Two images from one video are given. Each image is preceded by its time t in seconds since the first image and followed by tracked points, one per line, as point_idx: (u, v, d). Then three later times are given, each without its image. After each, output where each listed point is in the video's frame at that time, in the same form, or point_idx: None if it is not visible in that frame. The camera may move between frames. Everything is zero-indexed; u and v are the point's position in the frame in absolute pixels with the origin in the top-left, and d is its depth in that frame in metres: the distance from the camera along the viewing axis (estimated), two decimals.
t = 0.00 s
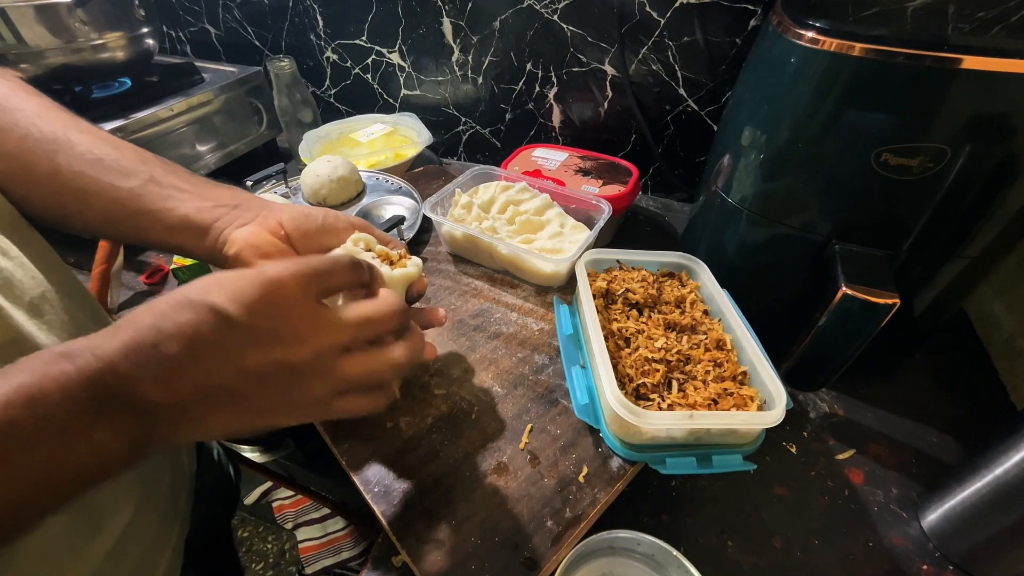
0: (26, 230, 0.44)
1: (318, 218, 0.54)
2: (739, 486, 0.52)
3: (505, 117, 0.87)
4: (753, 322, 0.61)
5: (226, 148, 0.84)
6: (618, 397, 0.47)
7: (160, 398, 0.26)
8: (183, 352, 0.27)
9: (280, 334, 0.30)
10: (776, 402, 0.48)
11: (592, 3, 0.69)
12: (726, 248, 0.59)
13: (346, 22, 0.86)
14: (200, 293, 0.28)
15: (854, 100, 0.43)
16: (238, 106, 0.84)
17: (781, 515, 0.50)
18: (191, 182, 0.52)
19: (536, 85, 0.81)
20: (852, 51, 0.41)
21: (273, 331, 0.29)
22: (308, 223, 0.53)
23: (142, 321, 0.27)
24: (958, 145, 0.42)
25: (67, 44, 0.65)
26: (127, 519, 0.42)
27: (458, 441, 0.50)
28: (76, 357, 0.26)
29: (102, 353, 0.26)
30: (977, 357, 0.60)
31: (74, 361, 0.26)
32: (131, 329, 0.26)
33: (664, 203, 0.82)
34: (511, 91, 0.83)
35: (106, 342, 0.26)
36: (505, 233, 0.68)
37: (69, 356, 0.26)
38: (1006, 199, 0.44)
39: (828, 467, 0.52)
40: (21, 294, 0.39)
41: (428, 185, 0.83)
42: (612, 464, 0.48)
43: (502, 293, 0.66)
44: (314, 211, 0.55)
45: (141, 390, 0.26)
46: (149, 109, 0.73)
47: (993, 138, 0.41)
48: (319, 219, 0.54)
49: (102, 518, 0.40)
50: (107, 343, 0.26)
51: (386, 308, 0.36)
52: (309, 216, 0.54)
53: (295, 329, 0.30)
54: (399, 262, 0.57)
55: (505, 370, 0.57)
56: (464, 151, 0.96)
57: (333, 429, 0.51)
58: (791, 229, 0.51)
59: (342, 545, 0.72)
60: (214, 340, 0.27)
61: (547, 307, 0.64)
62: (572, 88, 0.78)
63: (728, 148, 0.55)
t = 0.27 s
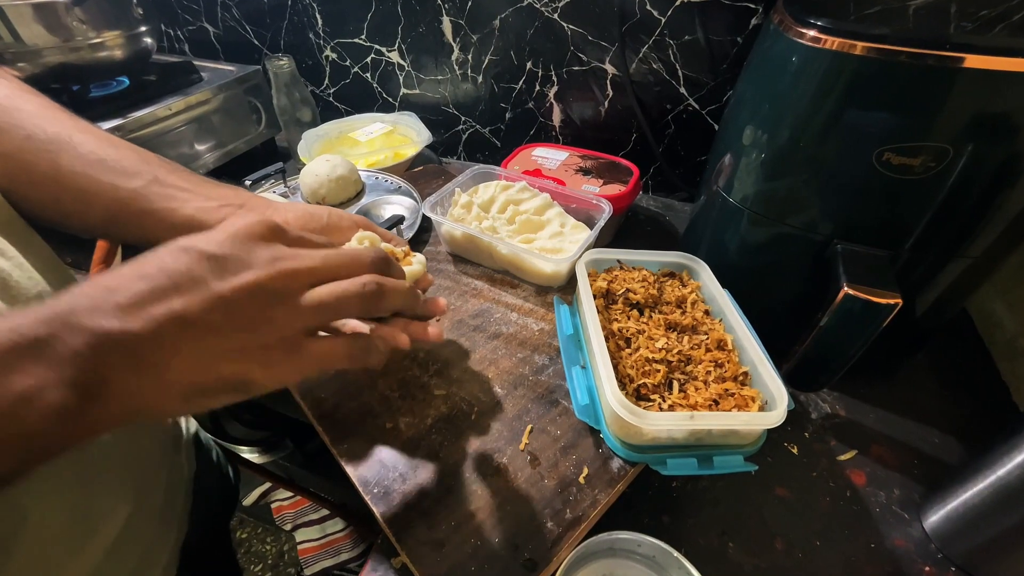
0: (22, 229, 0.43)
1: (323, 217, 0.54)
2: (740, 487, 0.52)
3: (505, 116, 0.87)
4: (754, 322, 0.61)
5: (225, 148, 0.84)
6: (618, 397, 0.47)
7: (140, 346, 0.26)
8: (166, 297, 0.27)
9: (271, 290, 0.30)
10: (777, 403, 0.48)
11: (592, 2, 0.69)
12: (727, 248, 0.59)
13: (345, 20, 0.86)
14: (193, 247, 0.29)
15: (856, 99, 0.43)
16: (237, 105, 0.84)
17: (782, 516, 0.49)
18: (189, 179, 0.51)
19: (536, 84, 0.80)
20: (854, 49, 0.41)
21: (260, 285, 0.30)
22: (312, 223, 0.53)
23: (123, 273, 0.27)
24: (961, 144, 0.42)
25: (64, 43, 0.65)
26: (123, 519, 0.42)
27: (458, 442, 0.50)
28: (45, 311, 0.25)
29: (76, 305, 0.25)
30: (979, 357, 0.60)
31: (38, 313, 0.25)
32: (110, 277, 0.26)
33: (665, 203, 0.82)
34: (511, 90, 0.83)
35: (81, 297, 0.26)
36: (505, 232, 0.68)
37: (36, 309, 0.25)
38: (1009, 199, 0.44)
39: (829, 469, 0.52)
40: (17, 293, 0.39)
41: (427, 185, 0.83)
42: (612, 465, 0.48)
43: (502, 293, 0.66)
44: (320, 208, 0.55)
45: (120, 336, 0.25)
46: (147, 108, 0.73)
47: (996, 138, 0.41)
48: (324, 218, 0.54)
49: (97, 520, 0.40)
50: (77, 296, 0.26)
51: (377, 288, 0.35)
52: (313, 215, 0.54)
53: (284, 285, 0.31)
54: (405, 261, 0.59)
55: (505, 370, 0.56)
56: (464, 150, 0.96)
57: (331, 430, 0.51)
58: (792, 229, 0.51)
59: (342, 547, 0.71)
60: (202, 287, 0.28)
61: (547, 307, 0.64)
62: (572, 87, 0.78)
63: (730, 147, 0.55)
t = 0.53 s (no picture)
0: (19, 227, 0.43)
1: (313, 211, 0.53)
2: (740, 489, 0.51)
3: (505, 115, 0.86)
4: (755, 322, 0.60)
5: (223, 147, 0.84)
6: (619, 397, 0.46)
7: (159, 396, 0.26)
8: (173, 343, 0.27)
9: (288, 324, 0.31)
10: (779, 404, 0.47)
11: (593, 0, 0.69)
12: (728, 249, 0.59)
13: (344, 19, 0.86)
14: (210, 287, 0.29)
15: (858, 99, 0.43)
16: (236, 104, 0.84)
17: (783, 517, 0.49)
18: (188, 176, 0.50)
19: (536, 83, 0.80)
20: (855, 48, 0.41)
21: (279, 316, 0.30)
22: (304, 218, 0.52)
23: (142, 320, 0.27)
24: (963, 143, 0.41)
25: (62, 42, 0.65)
26: (118, 520, 0.42)
27: (457, 442, 0.49)
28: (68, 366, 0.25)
29: (100, 354, 0.25)
30: (983, 357, 0.60)
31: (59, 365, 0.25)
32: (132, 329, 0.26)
33: (666, 202, 0.81)
34: (511, 89, 0.83)
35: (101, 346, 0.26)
36: (505, 232, 0.67)
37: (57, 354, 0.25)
38: (1011, 198, 0.43)
39: (831, 469, 0.52)
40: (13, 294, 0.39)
41: (426, 184, 0.82)
42: (613, 466, 0.48)
43: (502, 293, 0.66)
44: (312, 202, 0.54)
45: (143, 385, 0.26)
46: (145, 107, 0.72)
47: (998, 137, 0.41)
48: (315, 212, 0.53)
49: (93, 522, 0.40)
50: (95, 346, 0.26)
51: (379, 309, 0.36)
52: (304, 208, 0.53)
53: (300, 313, 0.31)
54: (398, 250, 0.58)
55: (505, 370, 0.56)
56: (464, 149, 0.95)
57: (330, 431, 0.50)
58: (794, 229, 0.51)
59: (341, 548, 0.71)
60: (231, 328, 0.28)
61: (547, 307, 0.63)
62: (572, 86, 0.78)
63: (731, 147, 0.55)
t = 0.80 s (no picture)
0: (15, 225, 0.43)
1: (308, 210, 0.53)
2: (741, 490, 0.51)
3: (505, 114, 0.86)
4: (756, 322, 0.60)
5: (222, 146, 0.83)
6: (619, 398, 0.46)
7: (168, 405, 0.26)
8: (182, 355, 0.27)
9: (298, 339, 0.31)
10: (780, 405, 0.47)
11: None
12: (729, 249, 0.58)
13: (343, 18, 0.86)
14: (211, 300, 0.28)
15: (860, 98, 0.43)
16: (234, 103, 0.84)
17: (785, 518, 0.49)
18: (185, 175, 0.50)
19: (536, 82, 0.80)
20: (857, 47, 0.41)
21: (288, 331, 0.30)
22: (299, 218, 0.52)
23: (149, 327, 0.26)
24: (965, 143, 0.41)
25: (60, 40, 0.65)
26: (115, 523, 0.42)
27: (457, 443, 0.49)
28: (75, 377, 0.25)
29: (96, 357, 0.25)
30: (984, 357, 0.59)
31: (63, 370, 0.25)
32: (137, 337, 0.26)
33: (667, 202, 0.81)
34: (511, 88, 0.82)
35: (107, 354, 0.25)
36: (505, 232, 0.67)
37: (59, 358, 0.25)
38: (1014, 198, 0.43)
39: (832, 470, 0.52)
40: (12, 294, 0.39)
41: (426, 184, 0.82)
42: (614, 467, 0.47)
43: (502, 293, 0.66)
44: (306, 200, 0.54)
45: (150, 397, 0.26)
46: (144, 106, 0.72)
47: (1001, 136, 0.40)
48: (310, 211, 0.53)
49: (89, 524, 0.39)
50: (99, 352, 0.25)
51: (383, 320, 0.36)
52: (299, 208, 0.53)
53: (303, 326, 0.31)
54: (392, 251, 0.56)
55: (504, 370, 0.56)
56: (463, 149, 0.95)
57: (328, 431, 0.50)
58: (795, 228, 0.51)
59: (340, 549, 0.71)
60: (233, 341, 0.28)
61: (547, 308, 0.63)
62: (573, 85, 0.77)
63: (732, 146, 0.55)
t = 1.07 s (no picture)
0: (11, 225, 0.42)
1: (303, 214, 0.52)
2: (742, 491, 0.51)
3: (505, 113, 0.86)
4: (757, 323, 0.60)
5: (221, 146, 0.83)
6: (620, 398, 0.46)
7: (165, 404, 0.26)
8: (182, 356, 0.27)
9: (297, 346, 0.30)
10: (782, 405, 0.47)
11: None
12: (730, 248, 0.58)
13: (343, 16, 0.85)
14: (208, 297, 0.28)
15: (861, 98, 0.42)
16: (233, 103, 0.83)
17: (786, 519, 0.49)
18: (183, 173, 0.50)
19: (536, 81, 0.80)
20: (859, 46, 0.41)
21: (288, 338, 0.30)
22: (295, 222, 0.52)
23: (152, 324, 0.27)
24: (967, 142, 0.41)
25: (58, 39, 0.64)
26: (113, 525, 0.41)
27: (457, 444, 0.49)
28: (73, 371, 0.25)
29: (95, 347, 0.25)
30: (986, 357, 0.59)
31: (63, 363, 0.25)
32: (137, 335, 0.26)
33: (668, 201, 0.81)
34: (511, 87, 0.82)
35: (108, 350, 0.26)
36: (505, 231, 0.67)
37: (60, 353, 0.25)
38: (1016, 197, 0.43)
39: (834, 471, 0.51)
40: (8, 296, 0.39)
41: (425, 184, 0.82)
42: (614, 468, 0.47)
43: (502, 293, 0.65)
44: (301, 203, 0.53)
45: (148, 395, 0.26)
46: (142, 105, 0.72)
47: (1003, 136, 0.40)
48: (306, 215, 0.52)
49: (85, 526, 0.39)
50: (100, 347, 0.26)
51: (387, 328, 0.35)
52: (295, 211, 0.52)
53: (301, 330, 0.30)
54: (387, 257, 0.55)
55: (504, 371, 0.56)
56: (463, 148, 0.95)
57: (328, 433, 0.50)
58: (796, 228, 0.50)
59: (339, 551, 0.70)
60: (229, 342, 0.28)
61: (547, 308, 0.63)
62: (573, 84, 0.77)
63: (733, 146, 0.54)
